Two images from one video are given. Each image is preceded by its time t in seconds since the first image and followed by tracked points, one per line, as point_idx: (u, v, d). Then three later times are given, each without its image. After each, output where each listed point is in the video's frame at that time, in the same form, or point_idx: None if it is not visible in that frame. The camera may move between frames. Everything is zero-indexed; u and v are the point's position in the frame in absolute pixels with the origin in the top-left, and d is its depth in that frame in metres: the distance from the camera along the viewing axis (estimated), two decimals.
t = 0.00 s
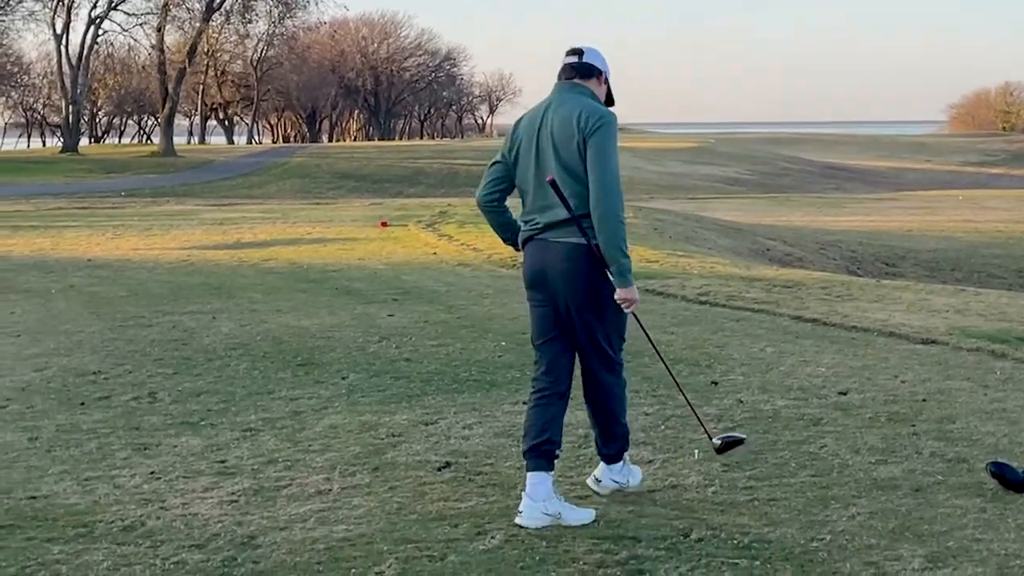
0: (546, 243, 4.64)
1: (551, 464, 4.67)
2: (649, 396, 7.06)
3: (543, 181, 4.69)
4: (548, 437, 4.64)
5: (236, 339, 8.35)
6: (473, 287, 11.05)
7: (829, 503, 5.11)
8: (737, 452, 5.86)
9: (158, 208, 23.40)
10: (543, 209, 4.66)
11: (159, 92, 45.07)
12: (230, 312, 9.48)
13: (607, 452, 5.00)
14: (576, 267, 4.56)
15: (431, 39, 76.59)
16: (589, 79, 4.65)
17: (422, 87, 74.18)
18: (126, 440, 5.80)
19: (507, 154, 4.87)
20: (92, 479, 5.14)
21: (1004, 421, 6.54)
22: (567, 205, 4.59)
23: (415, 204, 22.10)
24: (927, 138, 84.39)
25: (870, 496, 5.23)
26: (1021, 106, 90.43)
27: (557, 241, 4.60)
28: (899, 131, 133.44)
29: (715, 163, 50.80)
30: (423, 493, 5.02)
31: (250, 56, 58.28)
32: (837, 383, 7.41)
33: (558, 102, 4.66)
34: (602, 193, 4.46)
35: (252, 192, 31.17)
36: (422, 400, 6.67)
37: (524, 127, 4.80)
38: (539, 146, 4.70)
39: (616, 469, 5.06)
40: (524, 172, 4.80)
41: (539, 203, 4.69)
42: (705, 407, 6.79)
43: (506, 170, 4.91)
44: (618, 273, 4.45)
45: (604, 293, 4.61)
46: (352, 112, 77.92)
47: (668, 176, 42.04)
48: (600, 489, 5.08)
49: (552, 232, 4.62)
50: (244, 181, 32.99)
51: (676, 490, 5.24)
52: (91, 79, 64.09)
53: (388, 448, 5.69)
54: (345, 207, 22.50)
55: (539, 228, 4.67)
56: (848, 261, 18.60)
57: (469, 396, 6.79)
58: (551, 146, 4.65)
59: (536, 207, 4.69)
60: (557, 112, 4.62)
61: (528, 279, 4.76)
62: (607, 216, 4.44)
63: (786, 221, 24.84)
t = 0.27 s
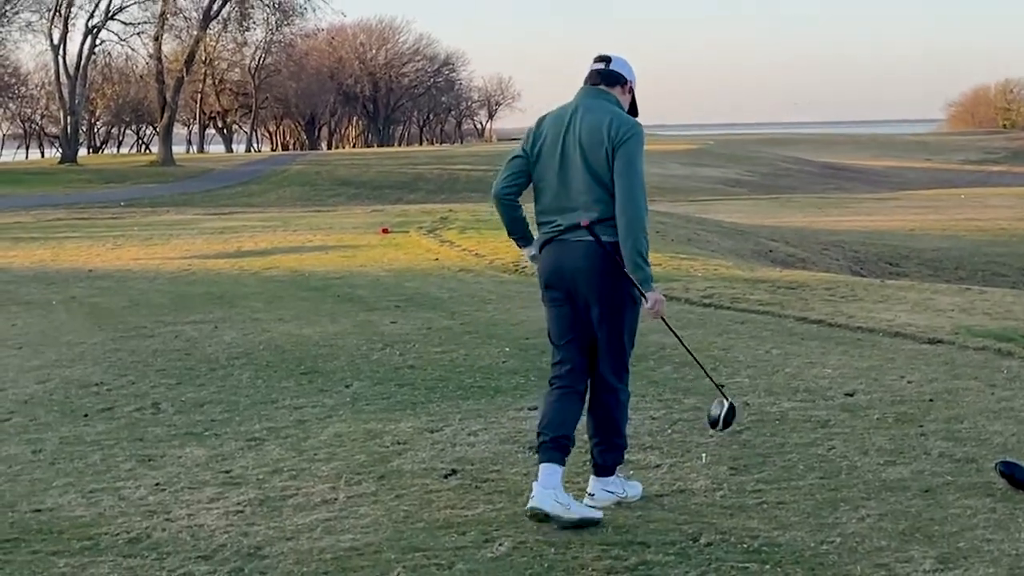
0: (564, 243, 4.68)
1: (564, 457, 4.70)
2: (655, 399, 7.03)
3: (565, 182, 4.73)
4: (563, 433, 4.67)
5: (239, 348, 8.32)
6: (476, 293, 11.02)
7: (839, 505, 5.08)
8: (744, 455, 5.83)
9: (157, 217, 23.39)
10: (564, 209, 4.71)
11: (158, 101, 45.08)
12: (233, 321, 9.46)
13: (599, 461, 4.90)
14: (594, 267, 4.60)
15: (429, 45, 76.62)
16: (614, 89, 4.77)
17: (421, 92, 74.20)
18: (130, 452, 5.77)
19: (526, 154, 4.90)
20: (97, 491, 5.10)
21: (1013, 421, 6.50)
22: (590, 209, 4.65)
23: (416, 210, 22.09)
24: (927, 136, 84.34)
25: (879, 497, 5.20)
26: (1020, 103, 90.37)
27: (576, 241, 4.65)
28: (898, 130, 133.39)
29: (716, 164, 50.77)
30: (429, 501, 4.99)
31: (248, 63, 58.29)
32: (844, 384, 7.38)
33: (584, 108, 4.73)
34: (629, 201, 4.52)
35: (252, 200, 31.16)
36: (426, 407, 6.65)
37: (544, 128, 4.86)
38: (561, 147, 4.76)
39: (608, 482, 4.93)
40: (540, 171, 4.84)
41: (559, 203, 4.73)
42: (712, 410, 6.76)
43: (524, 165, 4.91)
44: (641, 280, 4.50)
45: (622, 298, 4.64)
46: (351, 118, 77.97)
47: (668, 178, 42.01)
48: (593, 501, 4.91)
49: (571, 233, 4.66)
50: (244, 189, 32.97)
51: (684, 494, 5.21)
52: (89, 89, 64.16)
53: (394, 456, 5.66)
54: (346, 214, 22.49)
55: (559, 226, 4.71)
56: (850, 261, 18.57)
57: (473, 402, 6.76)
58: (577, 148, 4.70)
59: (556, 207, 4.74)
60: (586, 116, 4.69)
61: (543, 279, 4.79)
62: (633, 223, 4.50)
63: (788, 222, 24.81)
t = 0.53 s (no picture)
0: (580, 246, 4.78)
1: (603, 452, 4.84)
2: (667, 409, 6.97)
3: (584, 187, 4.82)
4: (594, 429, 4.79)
5: (248, 362, 8.28)
6: (486, 304, 10.97)
7: (853, 513, 5.02)
8: (757, 464, 5.77)
9: (168, 231, 23.40)
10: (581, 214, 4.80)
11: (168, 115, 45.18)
12: (242, 335, 9.42)
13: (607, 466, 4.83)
14: (608, 269, 4.68)
15: (439, 56, 76.70)
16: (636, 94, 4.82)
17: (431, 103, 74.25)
18: (137, 467, 5.72)
19: (550, 161, 5.00)
20: (104, 508, 5.06)
21: None
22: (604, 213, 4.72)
23: (426, 221, 22.06)
24: (939, 142, 84.10)
25: (895, 504, 5.13)
26: None
27: (591, 246, 4.74)
28: (910, 136, 133.10)
29: (727, 172, 50.66)
30: (440, 513, 4.94)
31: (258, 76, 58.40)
32: (858, 391, 7.31)
33: (604, 113, 4.81)
34: (646, 205, 4.57)
35: (263, 213, 31.18)
36: (436, 419, 6.60)
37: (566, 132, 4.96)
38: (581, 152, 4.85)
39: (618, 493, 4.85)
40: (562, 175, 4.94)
41: (578, 207, 4.81)
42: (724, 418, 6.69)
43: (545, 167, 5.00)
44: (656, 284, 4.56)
45: (638, 302, 4.69)
46: (362, 130, 78.06)
47: (680, 187, 41.92)
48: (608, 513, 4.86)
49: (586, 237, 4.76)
50: (255, 202, 32.99)
51: (697, 504, 5.15)
52: (100, 104, 64.36)
53: (403, 469, 5.61)
54: (357, 225, 22.47)
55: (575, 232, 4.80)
56: (863, 267, 18.48)
57: (484, 413, 6.70)
58: (596, 152, 4.79)
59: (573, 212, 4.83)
60: (604, 122, 4.76)
61: (567, 285, 4.89)
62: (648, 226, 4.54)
63: (800, 228, 24.71)
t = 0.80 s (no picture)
0: (634, 244, 4.79)
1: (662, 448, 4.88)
2: (728, 403, 6.89)
3: (640, 182, 4.81)
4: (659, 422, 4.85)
5: (309, 357, 8.29)
6: (548, 298, 10.93)
7: (918, 510, 4.92)
8: (820, 459, 5.68)
9: (234, 228, 23.59)
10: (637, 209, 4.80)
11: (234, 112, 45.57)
12: (304, 331, 9.45)
13: (664, 459, 4.85)
14: (656, 267, 4.68)
15: (501, 50, 76.73)
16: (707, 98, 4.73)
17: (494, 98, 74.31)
18: (197, 464, 5.75)
19: (620, 156, 5.04)
20: (163, 505, 5.08)
21: None
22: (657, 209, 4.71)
23: (489, 215, 22.05)
24: (1009, 130, 82.78)
25: (961, 501, 5.03)
26: None
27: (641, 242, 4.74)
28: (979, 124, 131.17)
29: (793, 162, 50.20)
30: (497, 511, 4.91)
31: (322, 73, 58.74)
32: (923, 384, 7.19)
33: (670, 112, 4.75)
34: (697, 200, 4.52)
35: (328, 209, 31.35)
36: (495, 415, 6.57)
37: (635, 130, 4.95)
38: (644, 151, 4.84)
39: (675, 487, 4.82)
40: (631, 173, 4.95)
41: (634, 203, 4.81)
42: (786, 413, 6.61)
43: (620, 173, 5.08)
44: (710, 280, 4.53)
45: (689, 299, 4.67)
46: (425, 125, 78.29)
47: (744, 178, 41.60)
48: (664, 511, 4.80)
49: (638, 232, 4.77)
50: (320, 198, 33.18)
51: (759, 501, 5.07)
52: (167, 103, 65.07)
53: (462, 464, 5.59)
54: (420, 220, 22.52)
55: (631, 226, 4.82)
56: (931, 257, 18.21)
57: (543, 408, 6.67)
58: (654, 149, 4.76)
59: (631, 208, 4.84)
60: (666, 122, 4.71)
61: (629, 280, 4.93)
62: (698, 222, 4.50)
63: (866, 219, 24.41)
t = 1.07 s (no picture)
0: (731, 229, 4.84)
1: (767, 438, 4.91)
2: (852, 399, 6.72)
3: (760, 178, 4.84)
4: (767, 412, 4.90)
5: (428, 350, 8.31)
6: (670, 289, 10.82)
7: None
8: (946, 459, 5.51)
9: (361, 218, 23.83)
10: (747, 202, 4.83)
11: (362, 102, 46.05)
12: (424, 322, 9.49)
13: (773, 440, 4.90)
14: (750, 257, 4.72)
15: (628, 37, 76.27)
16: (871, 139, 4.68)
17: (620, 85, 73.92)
18: (315, 457, 5.80)
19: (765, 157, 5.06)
20: (281, 498, 5.14)
21: None
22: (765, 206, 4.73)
23: (614, 204, 21.92)
24: None
25: None
26: None
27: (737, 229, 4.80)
28: None
29: (927, 148, 48.97)
30: (611, 509, 4.86)
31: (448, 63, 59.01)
32: None
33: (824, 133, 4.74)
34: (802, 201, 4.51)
35: (453, 198, 31.52)
36: (612, 409, 6.51)
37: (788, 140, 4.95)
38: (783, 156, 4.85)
39: (777, 468, 4.86)
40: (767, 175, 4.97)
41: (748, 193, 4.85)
42: (912, 410, 6.42)
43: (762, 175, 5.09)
44: (800, 275, 4.50)
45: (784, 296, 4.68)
46: (552, 114, 78.22)
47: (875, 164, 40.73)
48: (763, 489, 4.90)
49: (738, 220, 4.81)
50: (446, 187, 33.37)
51: (881, 502, 4.93)
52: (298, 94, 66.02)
53: (577, 460, 5.55)
54: (545, 209, 22.48)
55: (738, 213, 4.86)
56: None
57: (661, 403, 6.59)
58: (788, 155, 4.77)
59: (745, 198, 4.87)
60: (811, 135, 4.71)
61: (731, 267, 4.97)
62: (800, 216, 4.47)
63: (1003, 206, 23.70)
